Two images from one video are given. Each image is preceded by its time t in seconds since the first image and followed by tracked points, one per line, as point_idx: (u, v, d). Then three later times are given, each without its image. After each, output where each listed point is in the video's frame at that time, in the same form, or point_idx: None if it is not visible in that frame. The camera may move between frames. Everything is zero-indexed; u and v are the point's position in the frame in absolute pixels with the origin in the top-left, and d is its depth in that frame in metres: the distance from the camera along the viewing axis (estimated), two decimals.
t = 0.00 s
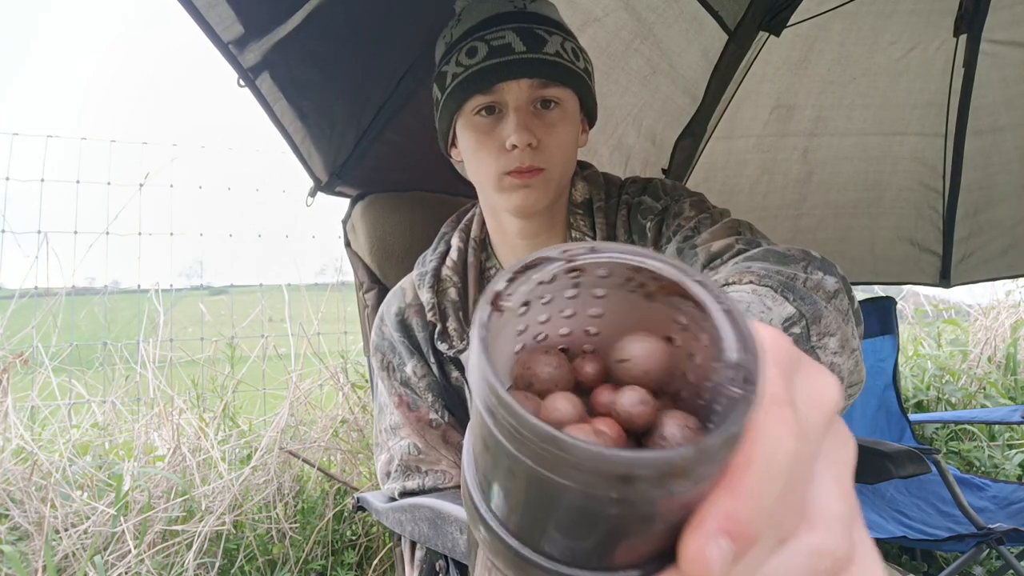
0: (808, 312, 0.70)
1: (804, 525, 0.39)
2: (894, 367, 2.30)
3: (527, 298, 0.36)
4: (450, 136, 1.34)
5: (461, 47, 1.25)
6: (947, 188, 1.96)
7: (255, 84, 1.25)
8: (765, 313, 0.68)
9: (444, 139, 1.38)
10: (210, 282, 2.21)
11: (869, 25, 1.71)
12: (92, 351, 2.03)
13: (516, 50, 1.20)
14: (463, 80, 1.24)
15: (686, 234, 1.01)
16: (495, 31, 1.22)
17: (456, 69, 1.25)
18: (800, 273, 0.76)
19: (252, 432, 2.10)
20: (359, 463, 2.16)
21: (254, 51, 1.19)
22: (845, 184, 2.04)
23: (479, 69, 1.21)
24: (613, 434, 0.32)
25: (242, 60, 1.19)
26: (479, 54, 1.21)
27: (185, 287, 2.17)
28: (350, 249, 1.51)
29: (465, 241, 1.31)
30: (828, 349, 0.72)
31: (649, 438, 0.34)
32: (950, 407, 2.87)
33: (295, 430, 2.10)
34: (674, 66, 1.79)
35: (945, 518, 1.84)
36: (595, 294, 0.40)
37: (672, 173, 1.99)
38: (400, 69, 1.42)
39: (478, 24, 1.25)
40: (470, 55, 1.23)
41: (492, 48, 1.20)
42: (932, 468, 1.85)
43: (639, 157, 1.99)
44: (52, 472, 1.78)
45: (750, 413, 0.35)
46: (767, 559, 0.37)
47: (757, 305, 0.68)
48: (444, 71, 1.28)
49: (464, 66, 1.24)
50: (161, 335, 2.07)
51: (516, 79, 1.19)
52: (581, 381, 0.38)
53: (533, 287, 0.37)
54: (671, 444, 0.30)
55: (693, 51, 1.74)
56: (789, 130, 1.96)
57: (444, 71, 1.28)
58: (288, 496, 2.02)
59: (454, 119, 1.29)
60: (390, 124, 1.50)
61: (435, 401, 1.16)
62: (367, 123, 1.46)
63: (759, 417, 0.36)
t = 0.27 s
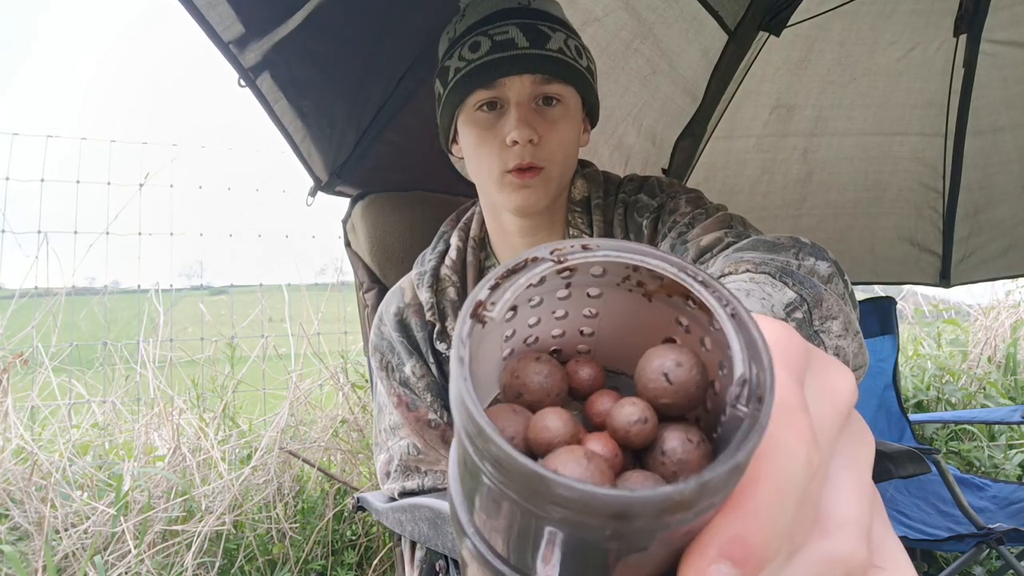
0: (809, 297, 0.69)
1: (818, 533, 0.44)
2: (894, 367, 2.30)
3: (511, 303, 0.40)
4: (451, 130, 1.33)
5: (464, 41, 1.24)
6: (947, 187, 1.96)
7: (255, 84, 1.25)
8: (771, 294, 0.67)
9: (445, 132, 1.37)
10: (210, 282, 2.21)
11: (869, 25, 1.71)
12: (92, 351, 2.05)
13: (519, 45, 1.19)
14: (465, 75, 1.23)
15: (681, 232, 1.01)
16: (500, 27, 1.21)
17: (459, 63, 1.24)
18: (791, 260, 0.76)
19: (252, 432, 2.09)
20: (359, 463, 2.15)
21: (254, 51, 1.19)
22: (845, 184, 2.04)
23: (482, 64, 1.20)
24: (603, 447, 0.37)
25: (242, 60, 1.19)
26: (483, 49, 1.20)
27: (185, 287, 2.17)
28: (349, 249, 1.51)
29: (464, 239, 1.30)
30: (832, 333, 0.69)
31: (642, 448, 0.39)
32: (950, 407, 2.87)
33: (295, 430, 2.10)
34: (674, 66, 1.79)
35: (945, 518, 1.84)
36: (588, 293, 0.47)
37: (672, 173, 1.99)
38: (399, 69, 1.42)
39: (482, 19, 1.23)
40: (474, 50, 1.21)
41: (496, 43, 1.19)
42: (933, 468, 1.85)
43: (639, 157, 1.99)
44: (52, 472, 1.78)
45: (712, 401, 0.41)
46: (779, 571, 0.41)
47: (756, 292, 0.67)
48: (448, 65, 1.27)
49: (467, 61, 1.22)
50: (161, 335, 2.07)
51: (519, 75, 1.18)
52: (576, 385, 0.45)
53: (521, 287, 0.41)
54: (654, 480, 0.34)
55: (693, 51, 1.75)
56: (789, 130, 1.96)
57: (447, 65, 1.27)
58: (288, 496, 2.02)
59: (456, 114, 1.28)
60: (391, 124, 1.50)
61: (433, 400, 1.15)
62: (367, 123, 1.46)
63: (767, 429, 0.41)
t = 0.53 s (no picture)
0: (801, 290, 0.69)
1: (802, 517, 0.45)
2: (894, 367, 2.30)
3: (489, 292, 0.40)
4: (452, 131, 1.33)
5: (465, 41, 1.24)
6: (947, 187, 1.96)
7: (255, 84, 1.25)
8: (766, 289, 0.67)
9: (445, 132, 1.38)
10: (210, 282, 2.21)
11: (870, 25, 1.71)
12: (92, 351, 2.06)
13: (521, 45, 1.18)
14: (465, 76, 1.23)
15: (679, 232, 1.01)
16: (502, 27, 1.20)
17: (461, 63, 1.23)
18: (786, 254, 0.76)
19: (252, 432, 2.09)
20: (359, 463, 2.15)
21: (254, 51, 1.19)
22: (845, 184, 2.03)
23: (483, 64, 1.19)
24: (584, 433, 0.37)
25: (242, 60, 1.19)
26: (484, 49, 1.20)
27: (185, 287, 2.17)
28: (350, 249, 1.51)
29: (465, 240, 1.31)
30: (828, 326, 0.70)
31: (623, 431, 0.39)
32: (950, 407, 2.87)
33: (295, 430, 2.10)
34: (674, 66, 1.79)
35: (945, 518, 1.84)
36: (570, 283, 0.46)
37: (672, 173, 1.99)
38: (399, 69, 1.42)
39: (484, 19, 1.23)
40: (475, 50, 1.21)
41: (498, 43, 1.19)
42: (932, 468, 1.85)
43: (639, 157, 1.99)
44: (52, 472, 1.78)
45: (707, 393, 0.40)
46: (762, 554, 0.42)
47: (748, 285, 0.67)
48: (449, 64, 1.27)
49: (468, 60, 1.22)
50: (161, 335, 2.07)
51: (520, 75, 1.18)
52: (561, 375, 0.45)
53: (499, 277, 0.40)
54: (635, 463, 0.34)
55: (693, 51, 1.75)
56: (789, 130, 1.96)
57: (448, 65, 1.27)
58: (288, 496, 2.02)
59: (456, 113, 1.28)
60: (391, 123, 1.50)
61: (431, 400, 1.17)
62: (367, 123, 1.46)
63: (750, 412, 0.41)
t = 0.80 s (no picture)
0: (796, 277, 0.69)
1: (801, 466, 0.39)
2: (894, 367, 2.30)
3: (497, 274, 0.35)
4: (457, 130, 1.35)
5: (467, 45, 1.27)
6: (947, 187, 1.96)
7: (255, 84, 1.25)
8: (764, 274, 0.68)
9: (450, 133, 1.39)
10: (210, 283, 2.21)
11: (870, 25, 1.71)
12: (92, 351, 2.04)
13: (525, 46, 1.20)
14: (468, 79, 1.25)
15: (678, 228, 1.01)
16: (506, 28, 1.22)
17: (466, 64, 1.25)
18: (783, 248, 0.76)
19: (252, 432, 2.09)
20: (359, 463, 2.15)
21: (254, 51, 1.19)
22: (844, 184, 2.03)
23: (489, 63, 1.22)
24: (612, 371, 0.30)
25: (241, 60, 1.19)
26: (489, 49, 1.22)
27: (185, 287, 2.17)
28: (350, 249, 1.51)
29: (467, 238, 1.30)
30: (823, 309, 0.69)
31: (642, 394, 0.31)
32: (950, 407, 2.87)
33: (295, 430, 2.10)
34: (674, 66, 1.78)
35: (945, 518, 1.84)
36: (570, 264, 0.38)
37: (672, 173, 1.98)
38: (400, 69, 1.42)
39: (489, 20, 1.24)
40: (481, 50, 1.23)
41: (503, 44, 1.21)
42: (932, 468, 1.85)
43: (639, 155, 1.96)
44: (52, 472, 1.78)
45: (728, 367, 0.33)
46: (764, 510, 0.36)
47: (745, 272, 0.67)
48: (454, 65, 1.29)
49: (473, 60, 1.24)
50: (161, 335, 2.07)
51: (524, 74, 1.20)
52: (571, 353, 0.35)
53: (502, 259, 0.35)
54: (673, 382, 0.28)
55: (693, 51, 1.75)
56: (789, 130, 1.96)
57: (453, 67, 1.29)
58: (288, 496, 2.02)
59: (460, 115, 1.31)
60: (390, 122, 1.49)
61: (434, 392, 1.15)
62: (367, 122, 1.46)
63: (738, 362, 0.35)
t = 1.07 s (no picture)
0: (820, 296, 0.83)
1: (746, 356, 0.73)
2: (894, 367, 2.30)
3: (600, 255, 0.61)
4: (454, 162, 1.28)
5: (471, 76, 1.18)
6: (947, 187, 1.96)
7: (256, 85, 1.25)
8: (772, 298, 0.79)
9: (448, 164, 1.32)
10: (210, 282, 2.20)
11: (870, 25, 1.71)
12: (92, 351, 2.03)
13: (521, 88, 1.16)
14: (473, 114, 1.17)
15: (725, 254, 1.05)
16: (503, 69, 1.16)
17: (466, 104, 1.18)
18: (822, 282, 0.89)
19: (252, 433, 2.09)
20: (359, 463, 2.16)
21: (254, 51, 1.20)
22: (844, 184, 2.02)
23: (490, 107, 1.15)
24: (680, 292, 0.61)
25: (242, 60, 1.20)
26: (489, 91, 1.15)
27: (184, 287, 2.16)
28: (349, 250, 1.51)
29: (472, 250, 1.27)
30: (834, 317, 0.84)
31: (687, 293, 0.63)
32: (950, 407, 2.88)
33: (295, 430, 2.10)
34: (674, 66, 1.78)
35: (944, 518, 1.84)
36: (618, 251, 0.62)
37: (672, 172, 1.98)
38: (400, 68, 1.42)
39: (483, 57, 1.19)
40: (481, 91, 1.16)
41: (502, 86, 1.15)
42: (932, 468, 1.85)
43: (640, 156, 1.93)
44: (52, 472, 1.78)
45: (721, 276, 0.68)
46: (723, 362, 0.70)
47: (780, 288, 0.80)
48: (454, 103, 1.21)
49: (474, 102, 1.17)
50: (161, 335, 2.06)
51: (524, 112, 1.15)
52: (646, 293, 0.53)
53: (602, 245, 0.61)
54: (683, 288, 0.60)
55: (693, 51, 1.75)
56: (789, 130, 1.96)
57: (450, 105, 1.22)
58: (288, 496, 2.02)
59: (462, 146, 1.22)
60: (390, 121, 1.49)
61: (444, 387, 1.14)
62: (367, 121, 1.46)
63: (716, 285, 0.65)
